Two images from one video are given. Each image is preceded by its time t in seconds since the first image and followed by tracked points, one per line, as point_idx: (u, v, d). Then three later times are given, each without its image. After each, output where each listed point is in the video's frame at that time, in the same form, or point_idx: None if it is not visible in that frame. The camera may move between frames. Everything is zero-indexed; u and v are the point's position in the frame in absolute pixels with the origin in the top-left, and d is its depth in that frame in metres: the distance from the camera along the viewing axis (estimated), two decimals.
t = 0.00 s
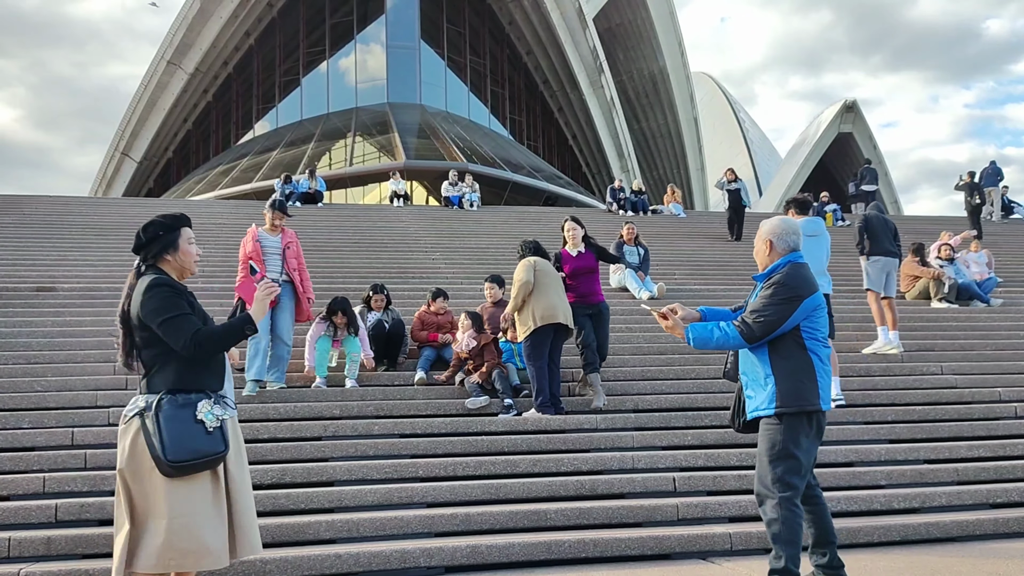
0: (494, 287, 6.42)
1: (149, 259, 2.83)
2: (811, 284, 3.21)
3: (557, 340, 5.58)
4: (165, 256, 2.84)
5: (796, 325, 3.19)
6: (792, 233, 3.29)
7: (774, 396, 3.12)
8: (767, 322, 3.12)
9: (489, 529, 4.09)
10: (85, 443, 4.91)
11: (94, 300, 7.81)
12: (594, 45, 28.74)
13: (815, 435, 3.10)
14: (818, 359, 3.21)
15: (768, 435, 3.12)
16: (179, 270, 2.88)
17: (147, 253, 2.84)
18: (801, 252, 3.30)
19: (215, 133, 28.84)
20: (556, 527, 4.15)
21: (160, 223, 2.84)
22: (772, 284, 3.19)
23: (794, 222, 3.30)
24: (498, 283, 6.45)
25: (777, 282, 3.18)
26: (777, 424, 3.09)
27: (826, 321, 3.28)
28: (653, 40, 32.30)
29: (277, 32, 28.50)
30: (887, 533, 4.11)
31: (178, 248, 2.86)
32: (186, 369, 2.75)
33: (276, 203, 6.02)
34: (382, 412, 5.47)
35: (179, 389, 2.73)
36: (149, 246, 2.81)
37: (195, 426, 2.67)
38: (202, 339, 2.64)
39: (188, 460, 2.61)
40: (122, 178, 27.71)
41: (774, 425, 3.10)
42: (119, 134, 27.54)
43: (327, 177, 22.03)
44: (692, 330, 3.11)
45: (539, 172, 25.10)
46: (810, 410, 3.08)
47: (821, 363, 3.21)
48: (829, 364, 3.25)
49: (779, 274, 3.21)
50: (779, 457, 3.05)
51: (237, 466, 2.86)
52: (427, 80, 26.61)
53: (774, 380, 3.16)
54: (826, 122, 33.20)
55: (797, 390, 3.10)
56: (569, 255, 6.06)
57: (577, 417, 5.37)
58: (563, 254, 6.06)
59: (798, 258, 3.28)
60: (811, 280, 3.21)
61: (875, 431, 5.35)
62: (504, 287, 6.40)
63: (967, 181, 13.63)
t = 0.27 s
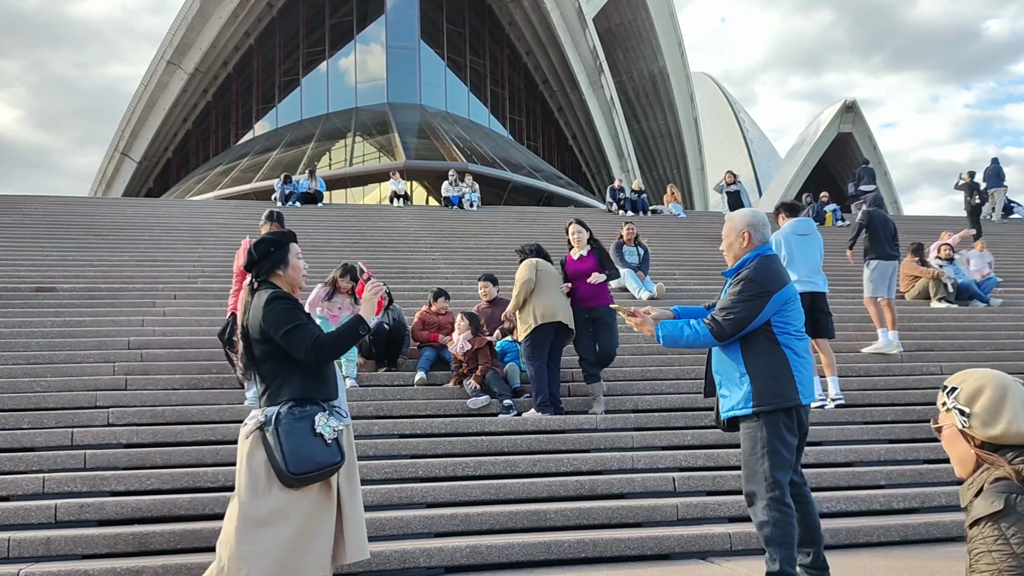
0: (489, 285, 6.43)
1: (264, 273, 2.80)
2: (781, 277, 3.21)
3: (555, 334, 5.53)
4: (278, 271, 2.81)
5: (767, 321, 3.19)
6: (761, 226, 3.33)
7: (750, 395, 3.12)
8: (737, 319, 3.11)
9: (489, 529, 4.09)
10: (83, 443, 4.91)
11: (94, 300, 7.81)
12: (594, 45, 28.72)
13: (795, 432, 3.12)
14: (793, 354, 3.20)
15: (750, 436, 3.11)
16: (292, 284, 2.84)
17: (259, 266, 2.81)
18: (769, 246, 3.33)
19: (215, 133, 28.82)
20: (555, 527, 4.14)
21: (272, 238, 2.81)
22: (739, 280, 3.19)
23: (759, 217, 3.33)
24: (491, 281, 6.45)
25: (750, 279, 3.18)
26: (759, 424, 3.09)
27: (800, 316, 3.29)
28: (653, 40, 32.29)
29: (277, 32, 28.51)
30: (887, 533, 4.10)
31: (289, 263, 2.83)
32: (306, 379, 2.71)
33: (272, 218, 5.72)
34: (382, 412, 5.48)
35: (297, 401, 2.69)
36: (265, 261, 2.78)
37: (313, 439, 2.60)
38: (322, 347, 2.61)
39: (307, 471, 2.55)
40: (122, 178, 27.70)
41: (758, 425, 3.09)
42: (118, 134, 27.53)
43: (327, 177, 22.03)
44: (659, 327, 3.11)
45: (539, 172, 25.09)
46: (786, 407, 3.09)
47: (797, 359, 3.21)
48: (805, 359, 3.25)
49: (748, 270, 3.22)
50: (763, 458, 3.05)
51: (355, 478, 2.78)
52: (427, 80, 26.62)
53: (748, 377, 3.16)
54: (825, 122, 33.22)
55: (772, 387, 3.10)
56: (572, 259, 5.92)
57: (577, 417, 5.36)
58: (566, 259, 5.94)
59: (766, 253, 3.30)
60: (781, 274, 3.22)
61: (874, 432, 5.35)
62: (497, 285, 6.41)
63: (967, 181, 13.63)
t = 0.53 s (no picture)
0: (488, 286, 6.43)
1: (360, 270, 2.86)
2: (763, 278, 3.20)
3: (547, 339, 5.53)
4: (374, 268, 2.87)
5: (749, 322, 3.17)
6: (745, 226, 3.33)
7: (738, 399, 3.13)
8: (720, 323, 3.09)
9: (488, 529, 4.09)
10: (81, 443, 4.91)
11: (92, 300, 7.81)
12: (592, 44, 28.71)
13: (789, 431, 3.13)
14: (779, 354, 3.18)
15: (744, 438, 3.11)
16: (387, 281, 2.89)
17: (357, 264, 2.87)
18: (752, 245, 3.34)
19: (213, 133, 28.78)
20: (554, 526, 4.15)
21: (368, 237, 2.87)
22: (722, 282, 3.18)
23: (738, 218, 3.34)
24: (489, 282, 6.44)
25: (733, 280, 3.17)
26: (751, 426, 3.09)
27: (788, 316, 3.27)
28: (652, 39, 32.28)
29: (275, 32, 28.47)
30: (885, 532, 4.11)
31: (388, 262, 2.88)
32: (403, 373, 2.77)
33: (275, 216, 5.89)
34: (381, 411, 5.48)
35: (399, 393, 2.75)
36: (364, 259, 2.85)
37: (424, 425, 2.70)
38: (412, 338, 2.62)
39: (419, 455, 2.62)
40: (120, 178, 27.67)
41: (750, 428, 3.10)
42: (116, 134, 27.49)
43: (325, 177, 22.02)
44: (642, 332, 3.05)
45: (537, 172, 25.09)
46: (777, 408, 3.07)
47: (784, 359, 3.18)
48: (793, 360, 3.21)
49: (729, 271, 3.21)
50: (758, 457, 3.05)
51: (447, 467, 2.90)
52: (426, 80, 26.62)
53: (736, 379, 3.16)
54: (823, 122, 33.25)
55: (760, 389, 3.10)
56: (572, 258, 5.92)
57: (575, 417, 5.37)
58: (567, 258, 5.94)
59: (749, 254, 3.30)
60: (763, 274, 3.21)
61: (872, 431, 5.36)
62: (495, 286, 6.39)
63: (965, 180, 13.64)
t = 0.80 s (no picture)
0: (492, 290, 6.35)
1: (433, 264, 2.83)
2: (755, 277, 3.20)
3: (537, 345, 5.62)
4: (454, 262, 2.83)
5: (742, 323, 3.17)
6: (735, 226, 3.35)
7: (731, 400, 3.15)
8: (714, 327, 3.08)
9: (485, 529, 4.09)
10: (78, 443, 4.90)
11: (89, 300, 7.80)
12: (589, 44, 28.71)
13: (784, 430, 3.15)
14: (771, 354, 3.16)
15: (739, 438, 3.12)
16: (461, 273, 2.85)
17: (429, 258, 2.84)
18: (743, 245, 3.35)
19: (209, 133, 28.74)
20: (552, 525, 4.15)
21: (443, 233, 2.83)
22: (714, 283, 3.18)
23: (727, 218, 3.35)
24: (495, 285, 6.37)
25: (725, 280, 3.16)
26: (743, 424, 3.11)
27: (784, 315, 3.26)
28: (648, 39, 32.29)
29: (271, 31, 28.43)
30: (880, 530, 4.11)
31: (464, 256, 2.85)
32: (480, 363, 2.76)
33: (284, 214, 5.87)
34: (378, 411, 5.48)
35: (477, 383, 2.73)
36: (439, 253, 2.81)
37: (505, 415, 2.67)
38: (490, 329, 2.59)
39: (499, 446, 2.60)
40: (117, 178, 27.64)
41: (744, 427, 3.10)
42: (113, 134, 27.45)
43: (323, 176, 22.01)
44: (639, 336, 3.01)
45: (534, 171, 25.09)
46: (769, 407, 3.07)
47: (778, 358, 3.16)
48: (786, 360, 3.19)
49: (721, 272, 3.22)
50: (753, 455, 3.06)
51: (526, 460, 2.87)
52: (422, 79, 26.63)
53: (729, 381, 3.18)
54: (820, 122, 33.29)
55: (753, 389, 3.11)
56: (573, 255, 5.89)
57: (573, 416, 5.38)
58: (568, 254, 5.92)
59: (740, 255, 3.30)
60: (755, 273, 3.20)
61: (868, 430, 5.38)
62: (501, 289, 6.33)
63: (961, 180, 13.66)
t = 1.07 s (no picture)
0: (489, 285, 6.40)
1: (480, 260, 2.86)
2: (757, 275, 3.20)
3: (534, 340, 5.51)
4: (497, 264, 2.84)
5: (745, 322, 3.17)
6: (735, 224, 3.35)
7: (731, 398, 3.15)
8: (718, 327, 3.09)
9: (483, 527, 4.09)
10: (75, 443, 4.89)
11: (87, 300, 7.79)
12: (587, 43, 28.69)
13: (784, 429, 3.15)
14: (773, 353, 3.17)
15: (739, 438, 3.12)
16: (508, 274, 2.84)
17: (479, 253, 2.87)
18: (744, 243, 3.35)
19: (207, 133, 28.70)
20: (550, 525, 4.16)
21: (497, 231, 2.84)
22: (716, 283, 3.19)
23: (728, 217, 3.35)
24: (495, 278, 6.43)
25: (725, 280, 3.17)
26: (742, 424, 3.11)
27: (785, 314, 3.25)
28: (646, 38, 32.29)
29: (269, 30, 28.39)
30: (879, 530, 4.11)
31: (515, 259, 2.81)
32: (504, 364, 2.75)
33: (290, 212, 5.82)
34: (376, 410, 5.47)
35: (503, 385, 2.74)
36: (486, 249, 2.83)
37: (526, 420, 2.67)
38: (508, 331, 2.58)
39: (516, 451, 2.62)
40: (114, 177, 27.60)
41: (743, 428, 3.10)
42: (110, 133, 27.41)
43: (320, 175, 22.00)
44: (646, 340, 3.05)
45: (532, 170, 25.08)
46: (769, 405, 3.07)
47: (779, 356, 3.17)
48: (789, 358, 3.19)
49: (722, 271, 3.22)
50: (753, 454, 3.06)
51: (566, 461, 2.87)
52: (420, 79, 26.61)
53: (729, 379, 3.18)
54: (818, 120, 33.31)
55: (752, 387, 3.11)
56: (575, 252, 5.88)
57: (570, 415, 5.38)
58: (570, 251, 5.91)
59: (741, 252, 3.30)
60: (757, 271, 3.20)
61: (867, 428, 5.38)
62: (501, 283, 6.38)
63: (958, 178, 13.68)
